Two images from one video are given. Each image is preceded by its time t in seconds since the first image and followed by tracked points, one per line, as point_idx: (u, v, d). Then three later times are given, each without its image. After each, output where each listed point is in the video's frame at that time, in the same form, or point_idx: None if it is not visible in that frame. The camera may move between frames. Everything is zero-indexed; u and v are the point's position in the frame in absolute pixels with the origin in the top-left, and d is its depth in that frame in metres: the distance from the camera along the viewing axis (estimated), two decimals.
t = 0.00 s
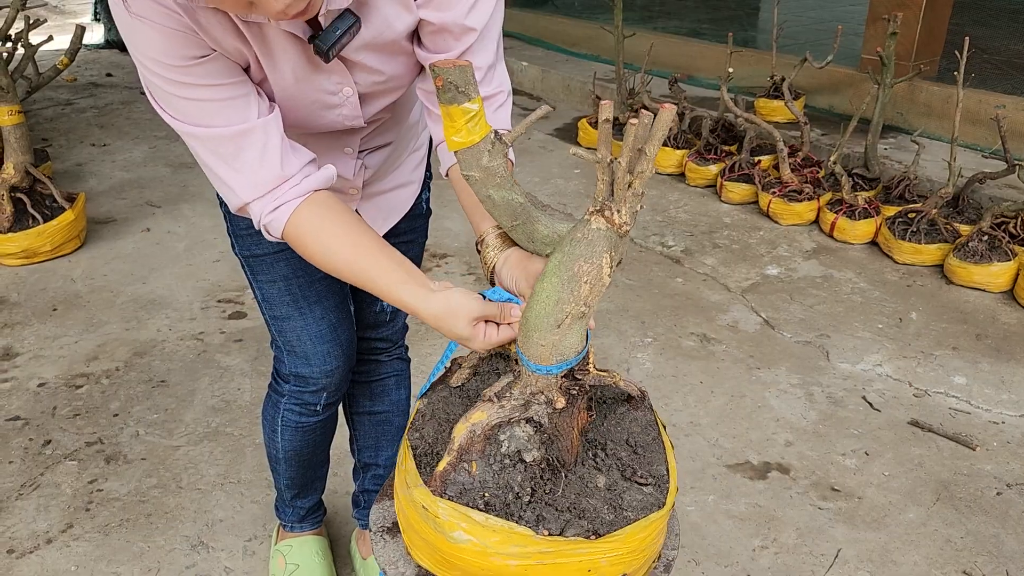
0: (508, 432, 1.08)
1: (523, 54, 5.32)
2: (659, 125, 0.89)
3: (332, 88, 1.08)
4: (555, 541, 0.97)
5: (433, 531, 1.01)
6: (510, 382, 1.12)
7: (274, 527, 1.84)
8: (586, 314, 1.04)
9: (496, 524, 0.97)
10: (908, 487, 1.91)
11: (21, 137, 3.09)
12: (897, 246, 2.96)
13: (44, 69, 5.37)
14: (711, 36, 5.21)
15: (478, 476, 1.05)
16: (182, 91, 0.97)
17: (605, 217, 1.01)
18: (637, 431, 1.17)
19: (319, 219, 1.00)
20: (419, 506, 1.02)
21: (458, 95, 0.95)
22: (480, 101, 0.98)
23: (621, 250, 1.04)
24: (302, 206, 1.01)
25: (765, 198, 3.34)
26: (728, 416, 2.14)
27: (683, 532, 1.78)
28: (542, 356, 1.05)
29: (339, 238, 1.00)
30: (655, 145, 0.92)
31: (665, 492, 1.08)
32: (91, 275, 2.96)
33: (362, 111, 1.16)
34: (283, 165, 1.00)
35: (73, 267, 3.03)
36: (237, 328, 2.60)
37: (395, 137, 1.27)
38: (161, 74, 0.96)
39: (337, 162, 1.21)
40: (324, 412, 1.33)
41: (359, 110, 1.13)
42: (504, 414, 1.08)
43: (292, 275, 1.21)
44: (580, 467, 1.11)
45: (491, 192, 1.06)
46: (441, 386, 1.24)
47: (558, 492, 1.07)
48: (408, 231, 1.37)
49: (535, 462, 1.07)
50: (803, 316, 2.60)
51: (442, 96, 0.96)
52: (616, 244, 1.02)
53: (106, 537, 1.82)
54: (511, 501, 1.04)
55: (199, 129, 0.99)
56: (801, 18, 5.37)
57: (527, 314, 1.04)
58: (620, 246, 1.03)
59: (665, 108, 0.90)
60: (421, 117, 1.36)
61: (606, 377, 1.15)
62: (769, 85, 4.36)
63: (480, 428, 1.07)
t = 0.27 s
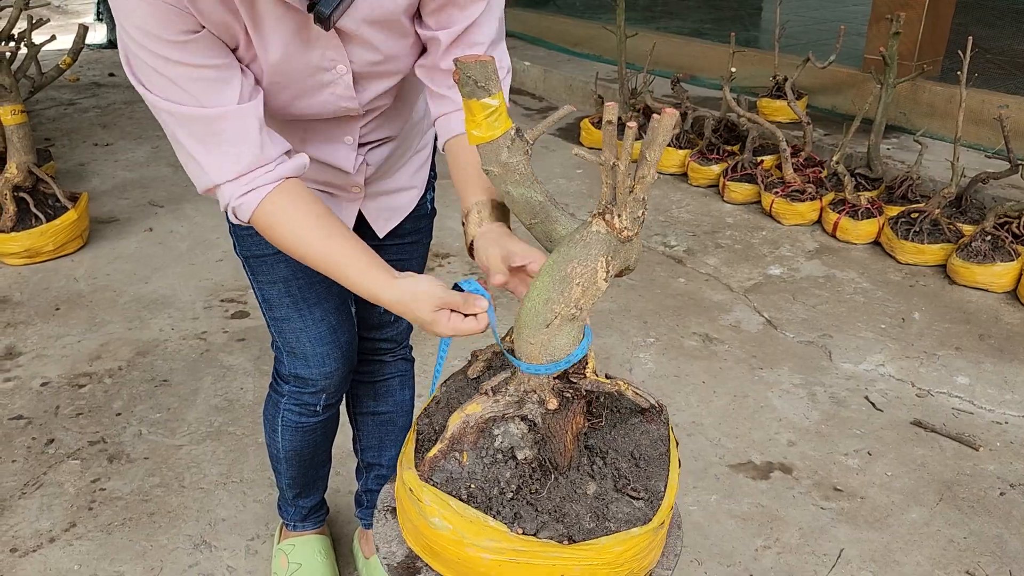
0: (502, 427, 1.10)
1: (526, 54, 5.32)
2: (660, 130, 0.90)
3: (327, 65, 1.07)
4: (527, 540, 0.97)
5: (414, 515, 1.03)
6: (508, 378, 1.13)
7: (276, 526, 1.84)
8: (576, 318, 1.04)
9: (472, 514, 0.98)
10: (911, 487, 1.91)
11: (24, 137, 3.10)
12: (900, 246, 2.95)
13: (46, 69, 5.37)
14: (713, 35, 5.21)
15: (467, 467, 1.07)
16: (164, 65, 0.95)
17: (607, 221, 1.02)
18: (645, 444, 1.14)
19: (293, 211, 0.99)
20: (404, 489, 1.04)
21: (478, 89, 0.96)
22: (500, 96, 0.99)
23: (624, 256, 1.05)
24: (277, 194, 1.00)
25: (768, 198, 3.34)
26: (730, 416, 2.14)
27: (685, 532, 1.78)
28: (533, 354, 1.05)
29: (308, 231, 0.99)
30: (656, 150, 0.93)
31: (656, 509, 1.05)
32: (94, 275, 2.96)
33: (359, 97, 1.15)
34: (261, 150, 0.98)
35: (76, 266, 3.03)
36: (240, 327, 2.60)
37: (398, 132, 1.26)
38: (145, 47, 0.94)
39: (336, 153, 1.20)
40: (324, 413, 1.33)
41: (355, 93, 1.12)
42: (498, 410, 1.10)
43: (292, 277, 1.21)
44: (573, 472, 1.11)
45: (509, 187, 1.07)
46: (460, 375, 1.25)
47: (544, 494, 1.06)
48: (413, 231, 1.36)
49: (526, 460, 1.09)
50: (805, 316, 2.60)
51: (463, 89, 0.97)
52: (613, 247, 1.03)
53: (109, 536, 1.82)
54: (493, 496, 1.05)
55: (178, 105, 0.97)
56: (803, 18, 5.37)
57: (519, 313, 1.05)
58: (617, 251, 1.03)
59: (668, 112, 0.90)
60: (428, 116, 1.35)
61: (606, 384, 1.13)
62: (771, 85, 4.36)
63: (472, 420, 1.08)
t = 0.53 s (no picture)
0: (496, 423, 1.12)
1: (528, 53, 5.32)
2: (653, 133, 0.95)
3: (319, 7, 0.98)
4: (496, 536, 0.98)
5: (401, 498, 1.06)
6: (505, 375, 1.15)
7: (278, 526, 1.84)
8: (562, 321, 1.08)
9: (449, 504, 1.00)
10: (913, 487, 1.90)
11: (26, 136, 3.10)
12: (903, 246, 2.95)
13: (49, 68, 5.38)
14: (716, 35, 5.20)
15: (457, 457, 1.10)
16: None
17: (602, 226, 1.05)
18: (648, 459, 1.12)
19: (124, 165, 0.93)
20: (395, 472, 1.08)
21: (497, 87, 0.98)
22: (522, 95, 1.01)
23: (621, 263, 1.07)
24: (117, 138, 0.92)
25: (771, 198, 3.34)
26: (732, 416, 2.14)
27: (687, 531, 1.78)
28: (519, 355, 1.08)
29: (128, 187, 0.94)
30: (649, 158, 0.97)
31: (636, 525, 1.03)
32: (96, 274, 2.96)
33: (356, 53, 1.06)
34: (122, 100, 0.90)
35: (78, 265, 3.03)
36: (242, 326, 2.60)
37: (400, 111, 1.17)
38: None
39: (332, 131, 1.11)
40: (319, 416, 1.34)
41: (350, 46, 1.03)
42: (491, 404, 1.12)
43: (285, 285, 1.19)
44: (563, 476, 1.11)
45: (527, 186, 1.09)
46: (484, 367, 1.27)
47: (525, 494, 1.08)
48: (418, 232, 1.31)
49: (515, 458, 1.11)
50: (808, 316, 2.60)
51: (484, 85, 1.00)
52: (605, 252, 1.06)
53: (111, 534, 1.82)
54: (475, 489, 1.07)
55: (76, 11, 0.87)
56: (806, 17, 5.36)
57: (514, 308, 1.11)
58: (610, 258, 1.06)
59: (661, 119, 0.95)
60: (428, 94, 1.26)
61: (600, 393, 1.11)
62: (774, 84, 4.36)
63: (466, 412, 1.11)
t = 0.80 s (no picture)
0: (491, 416, 1.13)
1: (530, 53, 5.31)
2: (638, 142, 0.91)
3: None
4: (463, 526, 0.98)
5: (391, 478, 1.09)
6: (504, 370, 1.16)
7: (279, 526, 1.84)
8: (546, 322, 1.06)
9: (426, 486, 1.02)
10: (915, 487, 1.90)
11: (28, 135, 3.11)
12: (905, 246, 2.94)
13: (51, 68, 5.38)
14: (718, 34, 5.19)
15: (450, 446, 1.11)
16: None
17: (593, 230, 1.02)
18: (645, 475, 1.07)
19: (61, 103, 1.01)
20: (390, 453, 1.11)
21: (518, 83, 0.97)
22: (548, 95, 0.98)
23: (612, 270, 1.04)
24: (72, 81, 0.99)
25: (773, 197, 3.33)
26: (734, 416, 2.13)
27: (689, 532, 1.77)
28: (507, 354, 1.08)
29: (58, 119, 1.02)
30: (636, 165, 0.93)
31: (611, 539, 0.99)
32: (97, 273, 2.96)
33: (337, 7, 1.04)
34: (88, 52, 0.97)
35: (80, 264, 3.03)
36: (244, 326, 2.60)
37: (388, 84, 1.16)
38: None
39: (318, 103, 1.09)
40: (303, 414, 1.34)
41: None
42: (489, 397, 1.13)
43: (264, 289, 1.19)
44: (549, 479, 1.09)
45: (549, 188, 1.03)
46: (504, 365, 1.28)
47: (505, 492, 1.07)
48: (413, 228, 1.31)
49: (505, 454, 1.11)
50: (810, 316, 2.59)
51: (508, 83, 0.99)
52: (594, 257, 1.04)
53: (112, 533, 1.82)
54: (459, 479, 1.07)
55: None
56: (808, 17, 5.35)
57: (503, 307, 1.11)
58: (600, 263, 1.04)
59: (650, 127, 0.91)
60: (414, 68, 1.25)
61: (588, 399, 1.07)
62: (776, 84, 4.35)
63: (462, 403, 1.13)
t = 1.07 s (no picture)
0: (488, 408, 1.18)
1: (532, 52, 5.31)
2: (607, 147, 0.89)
3: None
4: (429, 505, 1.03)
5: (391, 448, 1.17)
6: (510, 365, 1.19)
7: (279, 525, 1.84)
8: (523, 321, 1.05)
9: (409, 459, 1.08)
10: (917, 488, 1.89)
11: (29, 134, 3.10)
12: (907, 245, 2.94)
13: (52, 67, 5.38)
14: (720, 33, 5.18)
15: (447, 429, 1.16)
16: None
17: (577, 237, 1.00)
18: (627, 497, 1.05)
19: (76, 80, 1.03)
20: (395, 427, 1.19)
21: (551, 83, 0.92)
22: (582, 98, 0.92)
23: (594, 278, 1.02)
24: (73, 54, 1.02)
25: (774, 197, 3.33)
26: (736, 416, 2.13)
27: (690, 532, 1.77)
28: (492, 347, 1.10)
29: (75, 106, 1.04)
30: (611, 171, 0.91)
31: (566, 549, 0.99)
32: (98, 272, 2.96)
33: None
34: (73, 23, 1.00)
35: (81, 263, 3.03)
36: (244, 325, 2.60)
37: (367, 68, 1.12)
38: None
39: (289, 80, 1.06)
40: (289, 405, 1.35)
41: None
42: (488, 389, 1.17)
43: (241, 288, 1.21)
44: (528, 479, 1.10)
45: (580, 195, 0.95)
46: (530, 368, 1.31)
47: (480, 482, 1.09)
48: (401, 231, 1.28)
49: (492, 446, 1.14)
50: (811, 316, 2.59)
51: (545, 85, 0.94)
52: (574, 262, 1.02)
53: (112, 533, 1.82)
54: (443, 462, 1.11)
55: None
56: (810, 16, 5.33)
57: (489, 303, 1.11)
58: (581, 269, 1.01)
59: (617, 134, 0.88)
60: (400, 50, 1.21)
61: (566, 405, 1.06)
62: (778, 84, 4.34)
63: (463, 390, 1.17)
